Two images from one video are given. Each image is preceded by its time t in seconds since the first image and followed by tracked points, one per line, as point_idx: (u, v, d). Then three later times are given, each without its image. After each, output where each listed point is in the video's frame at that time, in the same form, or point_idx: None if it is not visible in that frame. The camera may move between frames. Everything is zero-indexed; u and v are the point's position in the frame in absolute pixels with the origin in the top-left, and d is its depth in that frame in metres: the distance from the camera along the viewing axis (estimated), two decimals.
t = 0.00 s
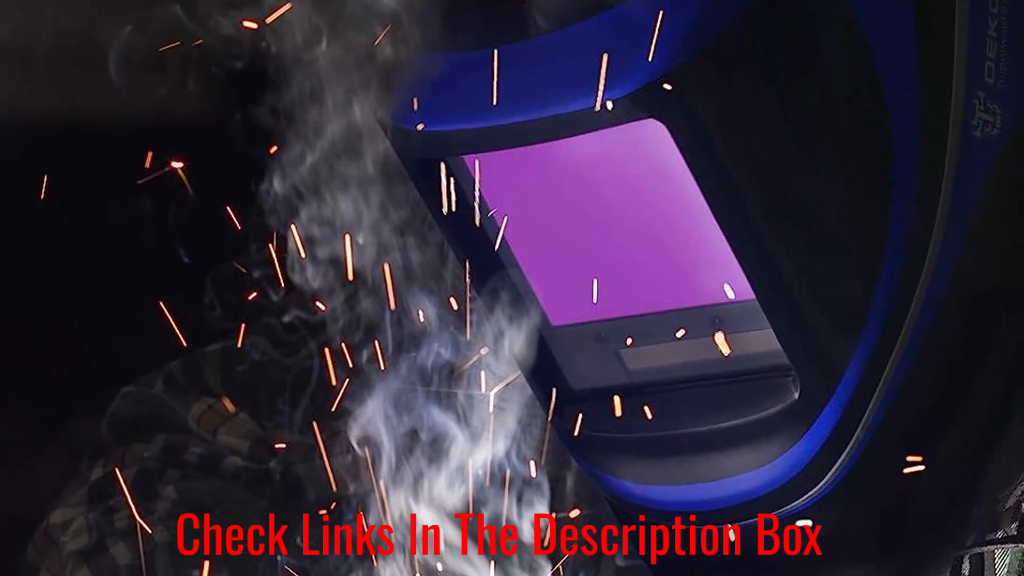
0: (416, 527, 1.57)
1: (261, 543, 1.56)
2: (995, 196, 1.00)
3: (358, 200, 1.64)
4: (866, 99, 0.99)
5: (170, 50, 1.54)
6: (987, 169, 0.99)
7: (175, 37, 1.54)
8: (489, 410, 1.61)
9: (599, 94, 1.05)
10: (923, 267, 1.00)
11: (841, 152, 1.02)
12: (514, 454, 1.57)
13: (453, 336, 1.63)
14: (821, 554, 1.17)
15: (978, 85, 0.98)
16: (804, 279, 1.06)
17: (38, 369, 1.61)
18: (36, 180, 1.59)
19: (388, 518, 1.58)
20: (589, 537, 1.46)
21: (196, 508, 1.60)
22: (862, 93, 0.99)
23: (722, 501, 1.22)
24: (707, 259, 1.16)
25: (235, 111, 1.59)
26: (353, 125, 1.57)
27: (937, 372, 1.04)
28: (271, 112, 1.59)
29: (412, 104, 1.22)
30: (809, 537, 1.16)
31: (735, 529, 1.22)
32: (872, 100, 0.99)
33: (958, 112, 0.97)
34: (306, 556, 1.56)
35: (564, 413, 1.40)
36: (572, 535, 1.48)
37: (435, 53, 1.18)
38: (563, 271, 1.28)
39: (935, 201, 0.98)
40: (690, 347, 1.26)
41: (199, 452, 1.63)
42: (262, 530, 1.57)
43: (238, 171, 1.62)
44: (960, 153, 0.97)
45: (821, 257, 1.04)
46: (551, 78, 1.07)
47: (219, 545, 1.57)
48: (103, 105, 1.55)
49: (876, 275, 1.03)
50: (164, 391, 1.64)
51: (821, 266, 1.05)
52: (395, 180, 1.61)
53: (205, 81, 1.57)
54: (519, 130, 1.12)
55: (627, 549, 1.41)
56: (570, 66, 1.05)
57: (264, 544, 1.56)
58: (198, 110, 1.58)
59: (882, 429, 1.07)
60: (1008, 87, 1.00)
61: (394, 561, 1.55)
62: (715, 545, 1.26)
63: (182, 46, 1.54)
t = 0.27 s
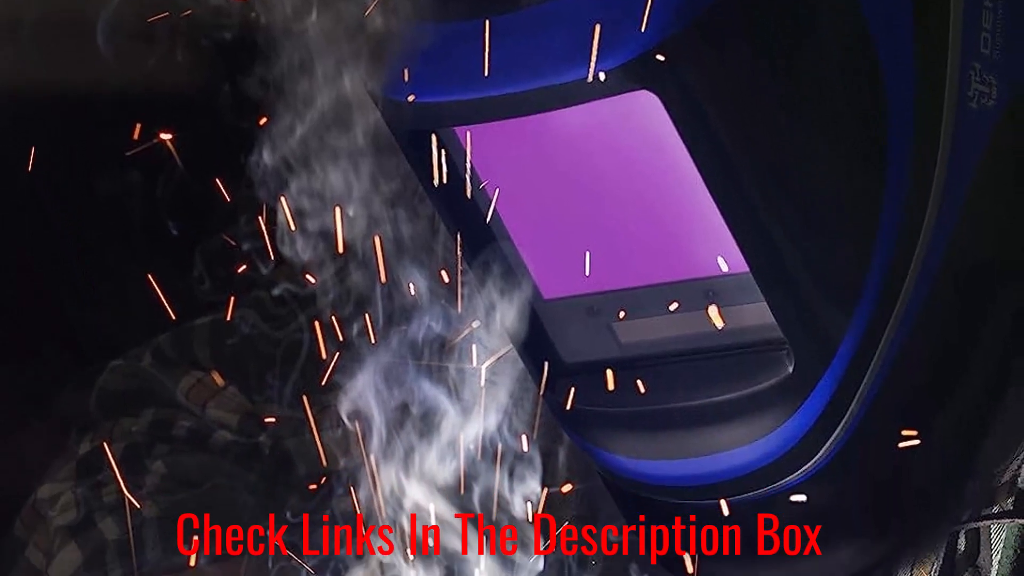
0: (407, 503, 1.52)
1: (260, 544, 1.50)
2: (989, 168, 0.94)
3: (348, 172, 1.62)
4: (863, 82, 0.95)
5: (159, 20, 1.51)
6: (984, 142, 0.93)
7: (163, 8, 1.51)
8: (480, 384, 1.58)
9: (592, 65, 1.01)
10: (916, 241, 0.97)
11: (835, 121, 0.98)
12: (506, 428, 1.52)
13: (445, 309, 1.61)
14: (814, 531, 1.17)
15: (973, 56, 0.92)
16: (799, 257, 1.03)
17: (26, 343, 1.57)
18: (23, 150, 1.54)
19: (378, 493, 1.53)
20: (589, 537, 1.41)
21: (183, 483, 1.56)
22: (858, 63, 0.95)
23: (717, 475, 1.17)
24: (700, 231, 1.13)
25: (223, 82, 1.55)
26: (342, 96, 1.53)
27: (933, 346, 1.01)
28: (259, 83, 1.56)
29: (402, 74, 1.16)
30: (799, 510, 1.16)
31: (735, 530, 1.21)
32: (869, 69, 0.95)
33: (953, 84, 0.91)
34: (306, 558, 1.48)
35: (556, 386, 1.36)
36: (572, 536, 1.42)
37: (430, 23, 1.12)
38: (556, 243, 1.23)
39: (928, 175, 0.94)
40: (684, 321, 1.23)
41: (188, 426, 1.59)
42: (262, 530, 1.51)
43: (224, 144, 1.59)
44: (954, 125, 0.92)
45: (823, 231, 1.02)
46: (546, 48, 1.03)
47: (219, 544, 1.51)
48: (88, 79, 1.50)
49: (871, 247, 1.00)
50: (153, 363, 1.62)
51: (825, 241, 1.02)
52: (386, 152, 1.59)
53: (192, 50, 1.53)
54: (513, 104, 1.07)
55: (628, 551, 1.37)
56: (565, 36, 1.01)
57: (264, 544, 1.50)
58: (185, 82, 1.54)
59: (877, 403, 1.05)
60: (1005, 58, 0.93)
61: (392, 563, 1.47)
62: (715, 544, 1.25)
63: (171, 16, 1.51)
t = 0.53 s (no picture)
0: (397, 476, 1.47)
1: (260, 543, 1.44)
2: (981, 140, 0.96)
3: (337, 142, 1.56)
4: (857, 50, 0.93)
5: None
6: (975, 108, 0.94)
7: None
8: (471, 357, 1.51)
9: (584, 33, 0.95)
10: (912, 211, 0.94)
11: (829, 89, 0.95)
12: (496, 401, 1.47)
13: (435, 280, 1.54)
14: (811, 504, 1.11)
15: (969, 26, 0.94)
16: (792, 230, 0.98)
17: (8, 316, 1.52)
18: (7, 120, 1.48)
19: (367, 466, 1.48)
20: (589, 537, 1.35)
21: (172, 455, 1.52)
22: (850, 26, 0.93)
23: (709, 449, 1.11)
24: (696, 200, 1.07)
25: (212, 52, 1.50)
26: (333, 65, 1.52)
27: (928, 315, 0.99)
28: (250, 54, 1.52)
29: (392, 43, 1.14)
30: (794, 484, 1.10)
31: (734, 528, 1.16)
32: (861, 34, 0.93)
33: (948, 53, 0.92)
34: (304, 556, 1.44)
35: (546, 356, 1.27)
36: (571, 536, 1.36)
37: None
38: (546, 213, 1.17)
39: (926, 141, 0.93)
40: (677, 291, 1.14)
41: (176, 398, 1.54)
42: (261, 529, 1.45)
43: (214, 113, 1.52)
44: (951, 92, 0.93)
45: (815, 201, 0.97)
46: (538, 18, 1.00)
47: (219, 544, 1.45)
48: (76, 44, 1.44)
49: (866, 216, 0.96)
50: (141, 334, 1.56)
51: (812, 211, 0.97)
52: (376, 122, 1.55)
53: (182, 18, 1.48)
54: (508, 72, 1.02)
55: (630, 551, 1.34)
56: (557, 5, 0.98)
57: (264, 544, 1.44)
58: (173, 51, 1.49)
59: (871, 375, 1.01)
60: (992, 29, 0.96)
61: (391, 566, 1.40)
62: (715, 544, 1.21)
63: None
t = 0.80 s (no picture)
0: (387, 447, 1.42)
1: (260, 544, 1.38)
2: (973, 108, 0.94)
3: (325, 109, 1.53)
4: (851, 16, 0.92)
5: None
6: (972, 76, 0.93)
7: None
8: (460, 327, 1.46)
9: None
10: (907, 178, 0.92)
11: (824, 53, 0.93)
12: (487, 370, 1.43)
13: (425, 249, 1.51)
14: (804, 475, 1.07)
15: None
16: (787, 197, 0.94)
17: None
18: None
19: (357, 436, 1.43)
20: (588, 537, 1.31)
21: (159, 426, 1.46)
22: None
23: (701, 419, 1.08)
24: (688, 165, 1.04)
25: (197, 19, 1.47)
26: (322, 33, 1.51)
27: (922, 284, 0.96)
28: (236, 21, 1.49)
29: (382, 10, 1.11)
30: (785, 455, 1.07)
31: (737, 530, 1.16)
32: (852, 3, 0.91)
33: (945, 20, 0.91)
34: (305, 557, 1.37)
35: (538, 326, 1.24)
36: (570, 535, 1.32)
37: None
38: (537, 180, 1.14)
39: (918, 107, 0.91)
40: (667, 261, 1.11)
41: (163, 368, 1.48)
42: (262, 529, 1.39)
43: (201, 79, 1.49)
44: (945, 60, 0.91)
45: (806, 171, 0.94)
46: None
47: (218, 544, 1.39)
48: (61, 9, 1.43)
49: (860, 183, 0.94)
50: (128, 304, 1.50)
51: (806, 180, 0.94)
52: (365, 89, 1.52)
53: None
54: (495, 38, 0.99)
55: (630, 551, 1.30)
56: None
57: (264, 544, 1.38)
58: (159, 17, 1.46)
59: (865, 345, 0.98)
60: None
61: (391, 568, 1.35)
62: (716, 544, 1.23)
63: None
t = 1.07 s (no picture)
0: (375, 416, 1.40)
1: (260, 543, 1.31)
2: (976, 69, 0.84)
3: (314, 74, 1.50)
4: None
5: None
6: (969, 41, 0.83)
7: None
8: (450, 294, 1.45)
9: None
10: (901, 146, 0.86)
11: (813, 19, 0.84)
12: (476, 338, 1.41)
13: (414, 216, 1.49)
14: (797, 444, 1.07)
15: None
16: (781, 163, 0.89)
17: None
18: None
19: (345, 405, 1.41)
20: (588, 537, 1.27)
21: (146, 394, 1.44)
22: None
23: (693, 387, 1.06)
24: (679, 131, 1.01)
25: None
26: None
27: (917, 250, 0.93)
28: None
29: None
30: (779, 424, 1.06)
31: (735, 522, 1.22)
32: None
33: None
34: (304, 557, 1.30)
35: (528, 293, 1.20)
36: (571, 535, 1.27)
37: None
38: (527, 146, 1.10)
39: (914, 71, 0.82)
40: (660, 227, 1.09)
41: (149, 336, 1.46)
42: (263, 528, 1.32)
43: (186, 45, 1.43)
44: (941, 20, 0.81)
45: (799, 136, 0.88)
46: None
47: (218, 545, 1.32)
48: None
49: (851, 152, 0.88)
50: (114, 271, 1.48)
51: (798, 145, 0.88)
52: (354, 54, 1.49)
53: None
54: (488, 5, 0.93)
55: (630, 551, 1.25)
56: None
57: (264, 544, 1.31)
58: None
59: (858, 313, 0.95)
60: None
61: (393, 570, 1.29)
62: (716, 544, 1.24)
63: None
